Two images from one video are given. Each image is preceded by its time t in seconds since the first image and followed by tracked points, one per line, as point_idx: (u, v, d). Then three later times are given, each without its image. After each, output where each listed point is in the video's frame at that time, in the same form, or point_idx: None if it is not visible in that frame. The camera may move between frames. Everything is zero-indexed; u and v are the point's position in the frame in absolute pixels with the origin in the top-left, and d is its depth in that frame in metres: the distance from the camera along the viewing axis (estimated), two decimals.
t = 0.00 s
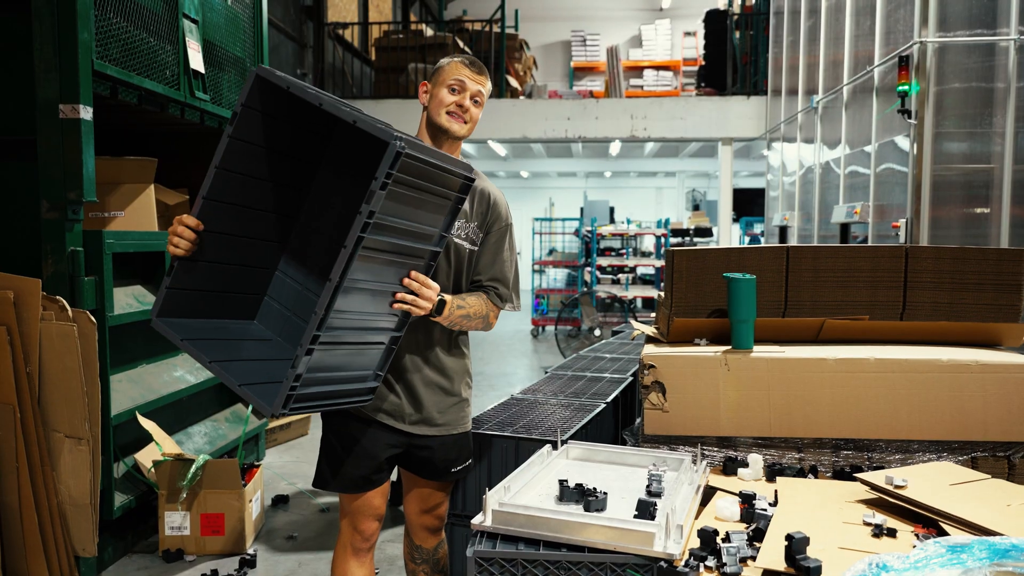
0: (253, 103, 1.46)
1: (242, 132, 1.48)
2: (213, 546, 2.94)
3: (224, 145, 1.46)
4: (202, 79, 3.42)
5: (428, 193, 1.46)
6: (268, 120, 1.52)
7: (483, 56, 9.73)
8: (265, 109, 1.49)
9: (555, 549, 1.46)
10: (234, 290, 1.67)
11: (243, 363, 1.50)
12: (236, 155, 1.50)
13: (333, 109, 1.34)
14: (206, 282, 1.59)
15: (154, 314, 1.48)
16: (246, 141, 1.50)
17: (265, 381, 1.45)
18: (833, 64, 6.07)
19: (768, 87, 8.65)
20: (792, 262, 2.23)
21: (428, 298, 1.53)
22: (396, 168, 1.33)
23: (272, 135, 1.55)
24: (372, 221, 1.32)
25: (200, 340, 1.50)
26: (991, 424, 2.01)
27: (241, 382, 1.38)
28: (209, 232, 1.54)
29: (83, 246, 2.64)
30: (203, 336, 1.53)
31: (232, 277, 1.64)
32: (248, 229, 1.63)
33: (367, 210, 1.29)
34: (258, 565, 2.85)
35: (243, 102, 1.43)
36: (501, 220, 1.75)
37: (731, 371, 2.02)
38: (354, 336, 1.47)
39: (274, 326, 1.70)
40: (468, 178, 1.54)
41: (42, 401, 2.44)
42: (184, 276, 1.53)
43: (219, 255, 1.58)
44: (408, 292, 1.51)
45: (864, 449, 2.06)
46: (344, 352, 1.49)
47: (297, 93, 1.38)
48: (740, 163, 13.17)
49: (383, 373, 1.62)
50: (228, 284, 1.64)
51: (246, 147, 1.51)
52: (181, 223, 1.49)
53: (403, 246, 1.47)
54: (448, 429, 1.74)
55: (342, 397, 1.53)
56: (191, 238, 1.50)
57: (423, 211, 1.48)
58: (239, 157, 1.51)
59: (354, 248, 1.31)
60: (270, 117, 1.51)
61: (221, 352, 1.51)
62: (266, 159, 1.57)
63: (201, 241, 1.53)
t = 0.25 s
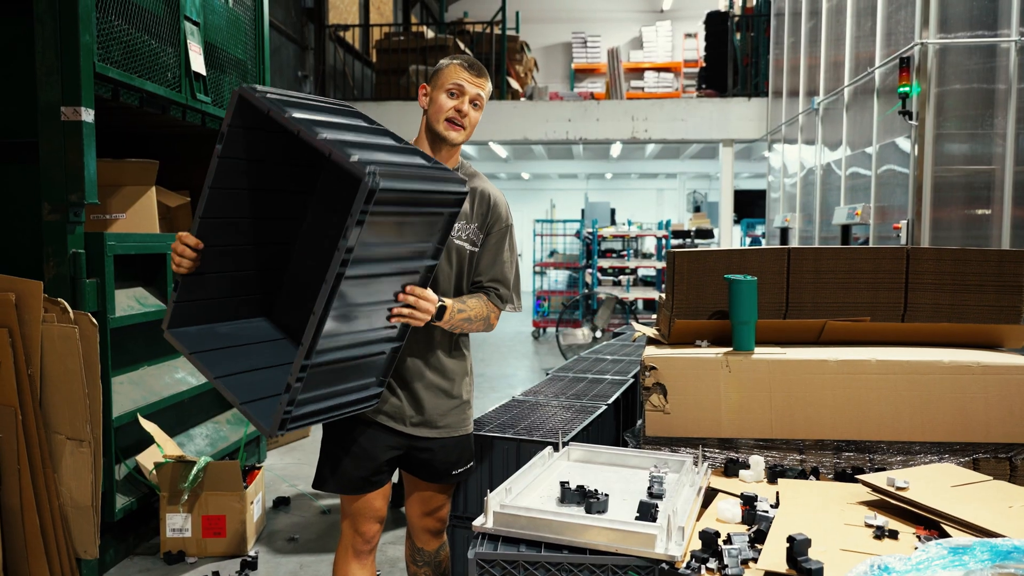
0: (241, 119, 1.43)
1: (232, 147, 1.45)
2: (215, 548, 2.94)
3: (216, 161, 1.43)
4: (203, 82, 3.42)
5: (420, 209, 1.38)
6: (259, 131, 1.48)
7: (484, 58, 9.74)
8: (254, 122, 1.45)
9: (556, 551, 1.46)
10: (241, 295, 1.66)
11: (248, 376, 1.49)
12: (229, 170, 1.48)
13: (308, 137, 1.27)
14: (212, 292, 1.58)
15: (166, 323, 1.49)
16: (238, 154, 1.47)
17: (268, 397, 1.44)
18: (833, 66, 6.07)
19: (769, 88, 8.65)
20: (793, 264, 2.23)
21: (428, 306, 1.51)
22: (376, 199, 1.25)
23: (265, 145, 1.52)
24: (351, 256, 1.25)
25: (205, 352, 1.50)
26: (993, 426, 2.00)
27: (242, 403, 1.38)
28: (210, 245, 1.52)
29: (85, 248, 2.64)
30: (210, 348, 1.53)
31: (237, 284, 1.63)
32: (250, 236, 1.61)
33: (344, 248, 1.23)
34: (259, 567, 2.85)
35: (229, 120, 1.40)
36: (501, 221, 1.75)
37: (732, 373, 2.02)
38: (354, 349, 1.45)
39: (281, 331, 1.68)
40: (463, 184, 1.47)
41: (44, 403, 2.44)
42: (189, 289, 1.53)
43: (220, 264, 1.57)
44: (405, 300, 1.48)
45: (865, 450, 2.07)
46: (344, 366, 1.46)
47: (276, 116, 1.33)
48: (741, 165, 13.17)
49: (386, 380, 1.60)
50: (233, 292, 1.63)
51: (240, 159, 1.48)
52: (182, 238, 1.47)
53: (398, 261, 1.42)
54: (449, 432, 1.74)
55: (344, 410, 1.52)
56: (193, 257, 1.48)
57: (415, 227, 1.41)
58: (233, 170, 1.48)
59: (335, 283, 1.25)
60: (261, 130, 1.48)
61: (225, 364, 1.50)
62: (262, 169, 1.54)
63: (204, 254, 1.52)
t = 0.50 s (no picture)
0: (238, 126, 1.42)
1: (230, 154, 1.44)
2: (216, 550, 2.94)
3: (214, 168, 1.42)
4: (205, 84, 3.43)
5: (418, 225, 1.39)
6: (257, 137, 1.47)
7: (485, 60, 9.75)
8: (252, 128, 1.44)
9: (558, 552, 1.46)
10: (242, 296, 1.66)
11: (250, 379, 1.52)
12: (226, 177, 1.47)
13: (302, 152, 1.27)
14: (215, 293, 1.59)
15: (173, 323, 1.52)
16: (236, 161, 1.46)
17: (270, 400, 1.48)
18: (835, 67, 6.07)
19: (770, 89, 8.66)
20: (795, 265, 2.23)
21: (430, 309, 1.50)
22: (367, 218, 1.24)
23: (263, 151, 1.50)
24: (343, 273, 1.27)
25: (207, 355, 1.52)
26: (995, 427, 2.00)
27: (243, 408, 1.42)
28: (211, 250, 1.53)
29: (87, 250, 2.65)
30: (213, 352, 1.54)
31: (239, 286, 1.64)
32: (252, 240, 1.60)
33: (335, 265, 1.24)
34: (261, 568, 2.85)
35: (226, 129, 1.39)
36: (502, 222, 1.75)
37: (733, 374, 2.02)
38: (356, 356, 1.48)
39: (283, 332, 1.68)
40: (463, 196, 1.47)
41: (45, 405, 2.45)
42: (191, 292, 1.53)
43: (222, 267, 1.57)
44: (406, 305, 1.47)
45: (867, 452, 2.07)
46: (346, 373, 1.49)
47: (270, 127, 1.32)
48: (742, 166, 13.17)
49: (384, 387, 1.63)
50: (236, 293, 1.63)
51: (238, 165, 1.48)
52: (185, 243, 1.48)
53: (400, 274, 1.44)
54: (451, 434, 1.74)
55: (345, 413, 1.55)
56: (194, 261, 1.49)
57: (414, 242, 1.42)
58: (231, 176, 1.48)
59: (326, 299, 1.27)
60: (258, 137, 1.46)
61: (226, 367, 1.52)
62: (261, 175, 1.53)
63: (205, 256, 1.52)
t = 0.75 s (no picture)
0: (243, 100, 1.41)
1: (234, 128, 1.43)
2: (219, 552, 2.94)
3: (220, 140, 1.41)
4: (208, 86, 3.44)
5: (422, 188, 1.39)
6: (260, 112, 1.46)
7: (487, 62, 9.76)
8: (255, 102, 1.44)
9: (560, 555, 1.46)
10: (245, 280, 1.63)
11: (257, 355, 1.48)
12: (231, 151, 1.46)
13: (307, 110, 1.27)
14: (219, 274, 1.57)
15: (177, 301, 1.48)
16: (240, 135, 1.46)
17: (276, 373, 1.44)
18: (837, 68, 6.07)
19: (773, 91, 8.65)
20: (797, 267, 2.23)
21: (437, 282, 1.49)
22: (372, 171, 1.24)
23: (268, 126, 1.50)
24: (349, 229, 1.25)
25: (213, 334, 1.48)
26: (999, 430, 1.99)
27: (250, 379, 1.37)
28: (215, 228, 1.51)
29: (90, 252, 2.65)
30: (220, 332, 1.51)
31: (243, 269, 1.62)
32: (255, 219, 1.59)
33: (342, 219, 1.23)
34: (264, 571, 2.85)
35: (230, 100, 1.38)
36: (504, 220, 1.75)
37: (736, 377, 2.02)
38: (365, 327, 1.46)
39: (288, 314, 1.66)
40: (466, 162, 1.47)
41: (48, 407, 2.45)
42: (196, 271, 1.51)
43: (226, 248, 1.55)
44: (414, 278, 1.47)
45: (870, 454, 2.07)
46: (351, 345, 1.47)
47: (276, 93, 1.32)
48: (745, 168, 13.16)
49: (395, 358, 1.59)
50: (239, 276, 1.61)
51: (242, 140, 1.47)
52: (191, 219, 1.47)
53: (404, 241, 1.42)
54: (451, 433, 1.74)
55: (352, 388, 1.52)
56: (199, 237, 1.47)
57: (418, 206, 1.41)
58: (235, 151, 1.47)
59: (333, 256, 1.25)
60: (263, 111, 1.46)
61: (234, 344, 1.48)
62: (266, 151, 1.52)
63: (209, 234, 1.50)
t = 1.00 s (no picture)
0: (261, 65, 1.52)
1: (253, 92, 1.54)
2: (222, 554, 2.94)
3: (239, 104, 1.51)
4: (212, 89, 3.44)
5: (432, 141, 1.48)
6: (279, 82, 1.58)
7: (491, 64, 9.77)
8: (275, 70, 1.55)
9: (564, 557, 1.45)
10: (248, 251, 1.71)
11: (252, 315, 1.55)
12: (246, 114, 1.56)
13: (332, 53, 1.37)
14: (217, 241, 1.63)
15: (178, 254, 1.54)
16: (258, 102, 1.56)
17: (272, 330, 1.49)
18: (841, 69, 6.06)
19: (777, 92, 8.64)
20: (802, 269, 2.22)
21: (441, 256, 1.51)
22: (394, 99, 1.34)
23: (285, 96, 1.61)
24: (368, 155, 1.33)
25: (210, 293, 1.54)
26: (1004, 432, 1.98)
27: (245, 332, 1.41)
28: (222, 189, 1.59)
29: (94, 255, 2.66)
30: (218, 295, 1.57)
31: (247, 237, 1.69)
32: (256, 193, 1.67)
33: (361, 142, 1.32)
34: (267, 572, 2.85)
35: (252, 63, 1.49)
36: (507, 220, 1.75)
37: (740, 379, 2.01)
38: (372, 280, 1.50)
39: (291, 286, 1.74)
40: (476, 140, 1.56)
41: (53, 409, 2.46)
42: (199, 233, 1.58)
43: (230, 215, 1.63)
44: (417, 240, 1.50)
45: (875, 457, 2.05)
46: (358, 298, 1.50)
47: (300, 43, 1.41)
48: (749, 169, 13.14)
49: (394, 331, 1.58)
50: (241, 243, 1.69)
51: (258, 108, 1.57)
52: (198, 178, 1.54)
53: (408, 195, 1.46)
54: (453, 438, 1.73)
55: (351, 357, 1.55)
56: (202, 195, 1.54)
57: (427, 161, 1.49)
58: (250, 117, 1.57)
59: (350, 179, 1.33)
60: (277, 80, 1.57)
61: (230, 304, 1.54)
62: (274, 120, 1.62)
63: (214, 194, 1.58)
